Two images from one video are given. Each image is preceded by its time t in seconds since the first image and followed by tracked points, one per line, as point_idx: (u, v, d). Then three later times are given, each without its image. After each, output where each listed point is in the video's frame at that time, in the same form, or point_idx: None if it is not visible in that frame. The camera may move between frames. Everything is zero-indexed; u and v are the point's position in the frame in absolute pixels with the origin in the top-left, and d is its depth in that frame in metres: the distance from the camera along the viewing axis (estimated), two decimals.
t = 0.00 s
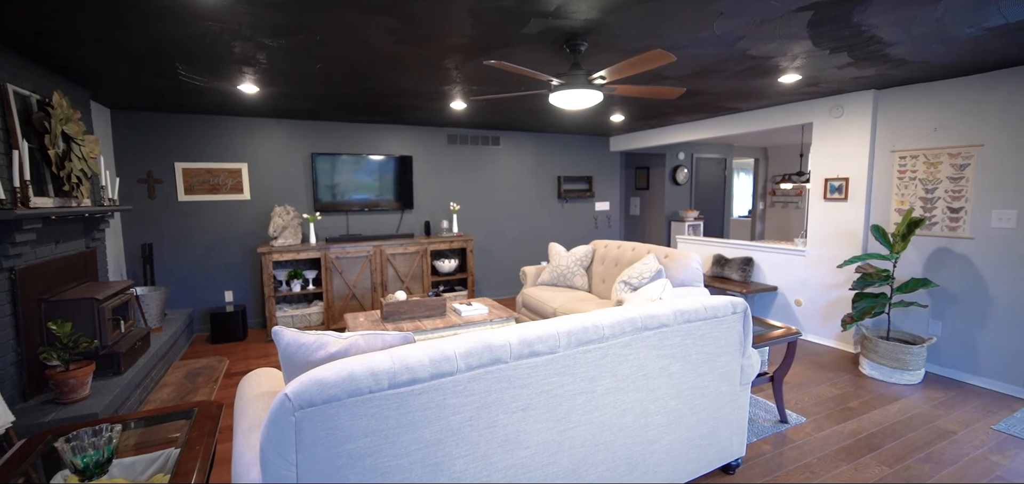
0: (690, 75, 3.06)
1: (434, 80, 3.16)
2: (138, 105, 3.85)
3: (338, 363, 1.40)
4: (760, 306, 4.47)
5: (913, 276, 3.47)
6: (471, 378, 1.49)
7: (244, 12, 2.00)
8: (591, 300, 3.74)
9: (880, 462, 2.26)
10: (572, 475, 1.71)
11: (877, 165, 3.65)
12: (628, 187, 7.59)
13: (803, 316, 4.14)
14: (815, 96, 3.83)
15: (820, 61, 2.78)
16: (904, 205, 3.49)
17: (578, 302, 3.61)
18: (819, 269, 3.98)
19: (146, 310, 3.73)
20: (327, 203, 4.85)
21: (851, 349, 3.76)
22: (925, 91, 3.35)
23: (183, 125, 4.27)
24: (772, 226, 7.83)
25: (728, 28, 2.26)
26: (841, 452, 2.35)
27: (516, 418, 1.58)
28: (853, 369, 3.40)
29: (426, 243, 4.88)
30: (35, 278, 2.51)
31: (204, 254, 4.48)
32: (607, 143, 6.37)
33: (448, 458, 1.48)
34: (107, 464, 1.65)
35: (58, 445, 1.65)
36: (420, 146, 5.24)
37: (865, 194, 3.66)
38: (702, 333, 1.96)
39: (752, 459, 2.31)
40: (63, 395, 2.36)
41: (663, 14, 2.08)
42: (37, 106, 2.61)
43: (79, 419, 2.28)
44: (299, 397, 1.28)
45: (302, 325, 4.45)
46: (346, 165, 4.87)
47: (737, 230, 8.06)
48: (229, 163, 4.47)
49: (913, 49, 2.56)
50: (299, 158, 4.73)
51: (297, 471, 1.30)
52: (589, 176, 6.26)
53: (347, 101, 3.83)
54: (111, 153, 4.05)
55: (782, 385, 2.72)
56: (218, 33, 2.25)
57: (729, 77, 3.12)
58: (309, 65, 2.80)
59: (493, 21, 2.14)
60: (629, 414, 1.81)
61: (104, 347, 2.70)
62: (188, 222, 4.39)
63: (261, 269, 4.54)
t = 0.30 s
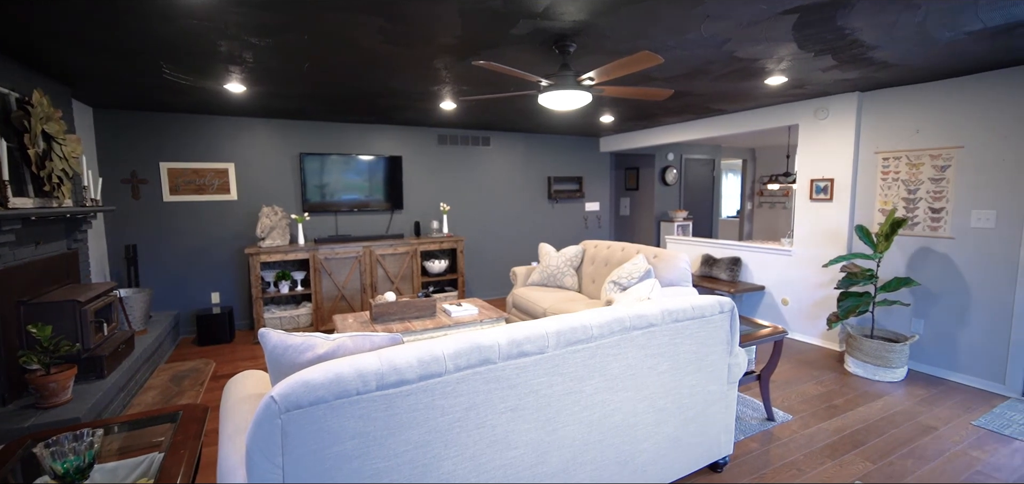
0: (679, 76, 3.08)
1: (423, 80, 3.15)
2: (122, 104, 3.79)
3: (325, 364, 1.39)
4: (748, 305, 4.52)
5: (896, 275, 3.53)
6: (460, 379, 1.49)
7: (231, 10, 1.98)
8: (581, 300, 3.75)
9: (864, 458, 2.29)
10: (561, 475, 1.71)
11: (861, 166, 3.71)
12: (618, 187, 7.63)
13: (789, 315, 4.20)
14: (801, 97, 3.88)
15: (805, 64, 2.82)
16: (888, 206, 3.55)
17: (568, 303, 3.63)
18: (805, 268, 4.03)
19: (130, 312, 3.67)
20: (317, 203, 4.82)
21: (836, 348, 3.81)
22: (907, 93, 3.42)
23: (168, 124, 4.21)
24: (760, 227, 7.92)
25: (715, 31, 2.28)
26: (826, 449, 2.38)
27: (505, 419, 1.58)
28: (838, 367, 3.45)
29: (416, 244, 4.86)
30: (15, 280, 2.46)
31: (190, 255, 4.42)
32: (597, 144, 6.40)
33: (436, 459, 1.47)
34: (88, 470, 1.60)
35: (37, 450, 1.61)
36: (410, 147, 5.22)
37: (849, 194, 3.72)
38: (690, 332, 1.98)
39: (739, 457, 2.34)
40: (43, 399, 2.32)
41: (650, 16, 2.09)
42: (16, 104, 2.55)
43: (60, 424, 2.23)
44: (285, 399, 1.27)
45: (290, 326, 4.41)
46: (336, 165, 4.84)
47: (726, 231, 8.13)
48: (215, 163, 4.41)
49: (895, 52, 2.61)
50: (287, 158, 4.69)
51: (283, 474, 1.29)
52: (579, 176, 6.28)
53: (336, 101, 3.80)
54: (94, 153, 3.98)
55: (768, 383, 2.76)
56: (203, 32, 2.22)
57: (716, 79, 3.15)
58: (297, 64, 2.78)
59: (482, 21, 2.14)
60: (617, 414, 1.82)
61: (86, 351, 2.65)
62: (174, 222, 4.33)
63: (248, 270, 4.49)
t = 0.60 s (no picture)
0: (666, 78, 3.11)
1: (412, 80, 3.14)
2: (103, 103, 3.72)
3: (312, 366, 1.38)
4: (735, 304, 4.58)
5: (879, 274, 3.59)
6: (447, 380, 1.49)
7: (215, 8, 1.95)
8: (571, 300, 3.76)
9: (848, 454, 2.33)
10: (549, 475, 1.72)
11: (845, 167, 3.77)
12: (607, 187, 7.66)
13: (775, 314, 4.25)
14: (786, 99, 3.94)
15: (789, 66, 2.86)
16: (871, 206, 3.61)
17: (557, 303, 3.63)
18: (790, 268, 4.09)
19: (112, 314, 3.60)
20: (304, 203, 4.77)
21: (821, 346, 3.87)
22: (889, 96, 3.48)
23: (151, 123, 4.14)
24: (747, 227, 8.01)
25: (701, 33, 2.30)
26: (811, 446, 2.42)
27: (493, 419, 1.58)
28: (823, 365, 3.51)
29: (405, 245, 4.83)
30: None
31: (174, 257, 4.35)
32: (586, 144, 6.42)
33: (423, 460, 1.47)
34: (66, 476, 1.58)
35: (14, 456, 1.58)
36: (399, 147, 5.19)
37: (834, 195, 3.77)
38: (677, 331, 1.99)
39: (726, 455, 2.36)
40: (21, 405, 2.26)
41: (637, 18, 2.11)
42: None
43: (39, 430, 2.18)
44: (271, 402, 1.26)
45: (277, 328, 4.36)
46: (324, 165, 4.80)
47: (713, 231, 8.20)
48: (201, 162, 4.35)
49: (876, 56, 2.66)
50: (275, 158, 4.64)
51: (268, 478, 1.28)
52: (569, 177, 6.30)
53: (323, 101, 3.77)
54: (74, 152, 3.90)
55: (755, 382, 2.79)
56: (186, 29, 2.19)
57: (703, 80, 3.18)
58: (284, 63, 2.75)
59: (470, 21, 2.14)
60: (605, 413, 1.83)
61: (67, 354, 2.60)
62: (157, 223, 4.26)
63: (234, 272, 4.43)
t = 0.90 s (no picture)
0: (654, 79, 3.13)
1: (400, 79, 3.13)
2: (83, 101, 3.65)
3: (298, 368, 1.37)
4: (722, 304, 4.63)
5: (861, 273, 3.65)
6: (435, 380, 1.48)
7: (198, 5, 1.92)
8: (559, 300, 3.78)
9: (831, 450, 2.37)
10: (538, 475, 1.72)
11: (829, 168, 3.83)
12: (596, 188, 7.70)
13: (761, 313, 4.31)
14: (771, 101, 3.99)
15: (774, 68, 2.90)
16: (853, 206, 3.68)
17: (546, 303, 3.64)
18: (776, 267, 4.15)
19: (94, 317, 3.53)
20: (292, 203, 4.72)
21: (806, 344, 3.93)
22: (871, 98, 3.55)
23: (134, 122, 4.07)
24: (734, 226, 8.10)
25: (688, 34, 2.32)
26: (795, 442, 2.46)
27: (481, 419, 1.58)
28: (808, 363, 3.56)
29: (393, 245, 4.81)
30: None
31: (158, 258, 4.28)
32: (576, 144, 6.44)
33: (410, 462, 1.46)
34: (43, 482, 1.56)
35: None
36: (388, 147, 5.17)
37: (817, 195, 3.84)
38: (663, 330, 2.01)
39: (713, 452, 2.39)
40: None
41: (624, 19, 2.12)
42: None
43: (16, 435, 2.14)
44: (255, 405, 1.24)
45: (264, 330, 4.31)
46: (312, 165, 4.76)
47: (701, 231, 8.27)
48: (185, 162, 4.29)
49: (858, 58, 2.71)
50: (261, 158, 4.59)
51: (253, 481, 1.26)
52: (558, 177, 6.32)
53: (310, 100, 3.74)
54: (54, 152, 3.82)
55: (740, 380, 2.82)
56: (168, 27, 2.15)
57: (690, 82, 3.21)
58: (269, 62, 2.73)
59: (457, 22, 2.14)
60: (593, 412, 1.84)
61: (46, 358, 2.54)
62: (140, 223, 4.18)
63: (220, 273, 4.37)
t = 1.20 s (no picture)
0: (642, 80, 3.15)
1: (388, 78, 3.11)
2: (63, 99, 3.57)
3: (282, 369, 1.35)
4: (709, 303, 4.67)
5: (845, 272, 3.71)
6: (422, 381, 1.48)
7: (180, 2, 1.89)
8: (548, 300, 3.79)
9: (815, 447, 2.41)
10: (526, 475, 1.72)
11: (813, 169, 3.89)
12: (585, 187, 7.72)
13: (748, 311, 4.36)
14: (756, 102, 4.04)
15: (759, 70, 2.93)
16: (837, 206, 3.74)
17: (535, 303, 3.65)
18: (762, 266, 4.20)
19: (74, 319, 3.45)
20: (279, 203, 4.67)
21: (791, 342, 3.99)
22: (854, 99, 3.61)
23: (115, 120, 3.99)
24: (721, 226, 8.19)
25: (674, 36, 2.34)
26: (781, 439, 2.49)
27: (469, 420, 1.57)
28: (793, 360, 3.61)
29: (382, 245, 4.78)
30: None
31: (141, 259, 4.21)
32: (565, 144, 6.46)
33: (397, 463, 1.45)
34: None
35: None
36: (376, 146, 5.13)
37: (802, 195, 3.89)
38: (650, 329, 2.03)
39: (700, 450, 2.41)
40: None
41: (612, 20, 2.13)
42: None
43: None
44: (238, 407, 1.23)
45: (250, 331, 4.26)
46: (299, 165, 4.71)
47: (689, 230, 8.34)
48: (168, 162, 4.22)
49: (841, 61, 2.75)
50: (247, 157, 4.53)
51: None
52: (547, 177, 6.33)
53: (297, 99, 3.70)
54: (32, 151, 3.73)
55: (727, 378, 2.85)
56: (150, 24, 2.11)
57: (677, 83, 3.24)
58: (254, 60, 2.69)
59: (445, 21, 2.13)
60: (581, 411, 1.84)
61: (23, 361, 2.48)
62: (122, 224, 4.11)
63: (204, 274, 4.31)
